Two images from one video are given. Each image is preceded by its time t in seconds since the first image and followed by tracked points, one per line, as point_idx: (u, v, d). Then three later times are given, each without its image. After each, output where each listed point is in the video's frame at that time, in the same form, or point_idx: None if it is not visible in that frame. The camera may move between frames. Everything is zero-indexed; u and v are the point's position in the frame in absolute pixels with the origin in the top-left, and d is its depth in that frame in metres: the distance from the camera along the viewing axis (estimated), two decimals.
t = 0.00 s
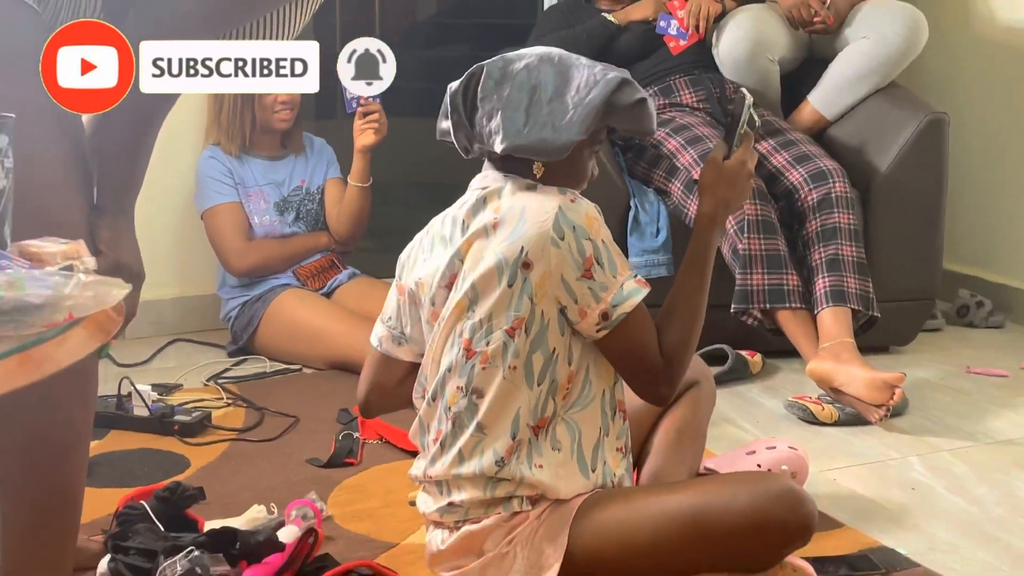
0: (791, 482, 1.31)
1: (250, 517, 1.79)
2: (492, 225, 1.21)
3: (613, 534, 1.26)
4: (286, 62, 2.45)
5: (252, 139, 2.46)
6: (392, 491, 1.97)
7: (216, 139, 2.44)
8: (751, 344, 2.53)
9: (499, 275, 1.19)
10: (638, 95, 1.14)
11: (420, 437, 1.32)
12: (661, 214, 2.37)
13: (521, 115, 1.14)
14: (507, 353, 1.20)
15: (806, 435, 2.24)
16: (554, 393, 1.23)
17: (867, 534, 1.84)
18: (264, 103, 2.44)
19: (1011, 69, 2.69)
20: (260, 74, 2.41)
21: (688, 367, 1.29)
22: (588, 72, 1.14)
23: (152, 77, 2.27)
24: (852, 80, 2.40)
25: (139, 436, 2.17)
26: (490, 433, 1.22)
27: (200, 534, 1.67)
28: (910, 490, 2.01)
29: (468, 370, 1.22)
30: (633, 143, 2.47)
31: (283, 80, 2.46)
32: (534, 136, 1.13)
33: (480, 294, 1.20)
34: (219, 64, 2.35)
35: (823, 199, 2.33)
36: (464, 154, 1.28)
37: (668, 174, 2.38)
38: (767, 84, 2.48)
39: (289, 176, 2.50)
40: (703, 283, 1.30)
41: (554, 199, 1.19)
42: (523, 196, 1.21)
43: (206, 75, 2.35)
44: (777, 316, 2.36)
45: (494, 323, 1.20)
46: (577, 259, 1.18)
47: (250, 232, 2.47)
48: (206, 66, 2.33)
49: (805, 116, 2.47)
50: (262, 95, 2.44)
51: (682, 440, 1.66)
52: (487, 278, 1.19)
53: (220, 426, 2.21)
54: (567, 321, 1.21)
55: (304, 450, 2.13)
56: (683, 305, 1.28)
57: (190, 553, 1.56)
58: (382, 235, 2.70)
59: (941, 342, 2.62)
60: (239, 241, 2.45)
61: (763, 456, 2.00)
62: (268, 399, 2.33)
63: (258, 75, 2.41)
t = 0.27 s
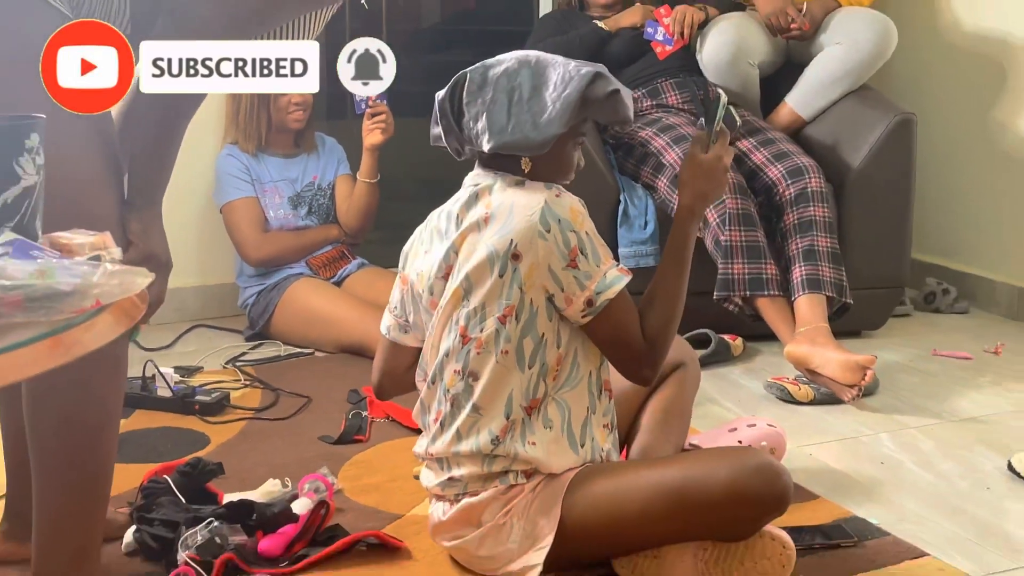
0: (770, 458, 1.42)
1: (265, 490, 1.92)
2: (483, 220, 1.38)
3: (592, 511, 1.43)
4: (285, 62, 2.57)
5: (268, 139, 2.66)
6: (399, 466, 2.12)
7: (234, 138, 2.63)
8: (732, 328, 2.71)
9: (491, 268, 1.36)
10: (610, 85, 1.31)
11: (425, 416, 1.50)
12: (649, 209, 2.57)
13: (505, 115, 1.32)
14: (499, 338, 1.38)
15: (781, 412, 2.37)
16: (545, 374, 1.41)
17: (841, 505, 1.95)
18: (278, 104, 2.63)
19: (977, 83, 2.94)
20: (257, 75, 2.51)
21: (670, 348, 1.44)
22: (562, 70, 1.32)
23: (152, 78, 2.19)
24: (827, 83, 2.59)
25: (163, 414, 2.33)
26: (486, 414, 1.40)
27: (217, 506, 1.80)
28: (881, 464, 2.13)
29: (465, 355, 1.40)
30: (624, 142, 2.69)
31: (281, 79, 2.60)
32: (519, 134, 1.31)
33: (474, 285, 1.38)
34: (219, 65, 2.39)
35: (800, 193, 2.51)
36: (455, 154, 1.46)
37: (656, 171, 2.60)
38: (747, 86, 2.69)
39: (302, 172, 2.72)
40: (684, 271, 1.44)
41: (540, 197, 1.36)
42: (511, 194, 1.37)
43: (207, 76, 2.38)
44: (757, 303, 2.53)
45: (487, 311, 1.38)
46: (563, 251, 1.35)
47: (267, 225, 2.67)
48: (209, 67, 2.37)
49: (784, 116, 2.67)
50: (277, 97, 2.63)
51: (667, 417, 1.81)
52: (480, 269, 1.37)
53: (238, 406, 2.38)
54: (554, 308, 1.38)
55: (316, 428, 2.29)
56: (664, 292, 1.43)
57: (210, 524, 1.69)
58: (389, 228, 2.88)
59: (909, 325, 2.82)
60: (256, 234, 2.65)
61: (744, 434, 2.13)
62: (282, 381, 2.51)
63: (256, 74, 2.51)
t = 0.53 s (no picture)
0: (754, 444, 1.52)
1: (271, 476, 2.01)
2: (478, 217, 1.49)
3: (584, 495, 1.54)
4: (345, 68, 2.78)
5: (272, 138, 2.83)
6: (398, 452, 2.22)
7: (240, 138, 2.82)
8: (718, 320, 2.83)
9: (485, 262, 1.47)
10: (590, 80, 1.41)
11: (424, 404, 1.61)
12: (638, 205, 2.70)
13: (491, 118, 1.43)
14: (493, 329, 1.48)
15: (764, 400, 2.46)
16: (537, 363, 1.51)
17: (823, 489, 2.04)
18: (282, 104, 2.77)
19: (950, 86, 3.06)
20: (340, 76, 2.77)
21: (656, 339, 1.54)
22: (542, 70, 1.42)
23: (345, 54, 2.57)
24: (808, 84, 2.74)
25: (173, 403, 2.44)
26: (481, 403, 1.51)
27: (224, 492, 1.89)
28: (861, 450, 2.22)
29: (461, 346, 1.51)
30: (614, 141, 2.82)
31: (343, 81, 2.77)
32: (507, 135, 1.42)
33: (470, 279, 1.48)
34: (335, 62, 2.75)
35: (783, 190, 2.63)
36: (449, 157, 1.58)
37: (644, 169, 2.72)
38: (733, 88, 2.84)
39: (305, 170, 2.85)
40: (669, 267, 1.54)
41: (532, 194, 1.46)
42: (503, 193, 1.48)
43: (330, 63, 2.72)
44: (742, 296, 2.64)
45: (482, 303, 1.48)
46: (553, 246, 1.45)
47: (271, 221, 2.78)
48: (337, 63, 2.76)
49: (767, 117, 2.81)
50: (281, 97, 2.77)
51: (656, 406, 1.91)
52: (475, 265, 1.47)
53: (244, 395, 2.48)
54: (546, 300, 1.48)
55: (320, 416, 2.40)
56: (650, 286, 1.52)
57: (217, 509, 1.77)
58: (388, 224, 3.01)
59: (887, 316, 2.94)
60: (261, 230, 2.74)
61: (730, 420, 2.23)
62: (287, 371, 2.61)
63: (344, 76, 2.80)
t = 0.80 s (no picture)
0: (745, 443, 1.52)
1: (263, 477, 2.01)
2: (470, 217, 1.48)
3: (576, 495, 1.54)
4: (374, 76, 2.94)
5: (263, 139, 2.83)
6: (390, 453, 2.22)
7: (231, 139, 2.82)
8: (709, 319, 2.84)
9: (477, 262, 1.46)
10: (578, 77, 1.41)
11: (415, 404, 1.61)
12: (629, 206, 2.70)
13: (480, 117, 1.43)
14: (485, 329, 1.48)
15: (755, 399, 2.46)
16: (528, 363, 1.51)
17: (813, 489, 2.05)
18: (272, 105, 2.77)
19: (940, 86, 3.07)
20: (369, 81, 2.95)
21: (647, 340, 1.54)
22: (529, 68, 1.42)
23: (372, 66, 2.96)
24: (799, 84, 2.75)
25: (163, 404, 2.43)
26: (472, 403, 1.51)
27: (216, 493, 1.88)
28: (852, 449, 2.22)
29: (453, 346, 1.50)
30: (605, 141, 2.83)
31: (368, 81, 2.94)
32: (496, 135, 1.42)
33: (462, 279, 1.48)
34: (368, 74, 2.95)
35: (773, 189, 2.64)
36: (440, 159, 1.59)
37: (636, 169, 2.73)
38: (723, 88, 2.85)
39: (296, 171, 2.85)
40: (660, 268, 1.54)
41: (525, 194, 1.46)
42: (495, 192, 1.47)
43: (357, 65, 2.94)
44: (734, 295, 2.64)
45: (473, 304, 1.48)
46: (545, 246, 1.45)
47: (263, 222, 2.77)
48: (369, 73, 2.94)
49: (758, 117, 2.81)
50: (271, 98, 2.77)
51: (647, 405, 1.92)
52: (467, 265, 1.47)
53: (235, 396, 2.48)
54: (537, 300, 1.48)
55: (311, 417, 2.39)
56: (640, 287, 1.53)
57: (209, 511, 1.76)
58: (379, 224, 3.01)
59: (877, 315, 2.95)
60: (251, 230, 2.74)
61: (721, 420, 2.23)
62: (278, 372, 2.61)
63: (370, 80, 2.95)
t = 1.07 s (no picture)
0: (729, 443, 1.52)
1: (247, 481, 2.00)
2: (457, 220, 1.48)
3: (561, 496, 1.53)
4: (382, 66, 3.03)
5: (246, 142, 2.82)
6: (376, 456, 2.21)
7: (214, 142, 2.81)
8: (693, 321, 2.84)
9: (464, 265, 1.46)
10: (557, 75, 1.40)
11: (400, 407, 1.60)
12: (613, 207, 2.71)
13: (461, 123, 1.43)
14: (472, 332, 1.48)
15: (739, 400, 2.46)
16: (515, 366, 1.51)
17: (798, 489, 2.05)
18: (257, 107, 2.77)
19: (921, 86, 3.09)
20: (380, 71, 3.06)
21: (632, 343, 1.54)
22: (506, 69, 1.42)
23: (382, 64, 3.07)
24: (782, 85, 2.76)
25: (146, 409, 2.42)
26: (458, 405, 1.50)
27: (200, 498, 1.87)
28: (837, 450, 2.23)
29: (439, 349, 1.50)
30: (588, 143, 2.84)
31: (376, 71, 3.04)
32: (479, 138, 1.42)
33: (449, 282, 1.48)
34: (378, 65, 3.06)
35: (757, 191, 2.65)
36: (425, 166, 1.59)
37: (619, 171, 2.73)
38: (706, 89, 2.85)
39: (281, 174, 2.84)
40: (644, 271, 1.54)
41: (512, 197, 1.46)
42: (483, 195, 1.48)
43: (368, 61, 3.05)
44: (718, 297, 2.64)
45: (460, 306, 1.48)
46: (533, 249, 1.45)
47: (246, 225, 2.76)
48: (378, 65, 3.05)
49: (741, 119, 2.82)
50: (256, 100, 2.77)
51: (631, 407, 1.91)
52: (454, 267, 1.47)
53: (219, 400, 2.47)
54: (525, 303, 1.48)
55: (295, 421, 2.38)
56: (624, 289, 1.53)
57: (192, 515, 1.76)
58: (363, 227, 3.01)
59: (860, 316, 2.96)
60: (235, 233, 2.73)
61: (705, 421, 2.22)
62: (262, 375, 2.60)
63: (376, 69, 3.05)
